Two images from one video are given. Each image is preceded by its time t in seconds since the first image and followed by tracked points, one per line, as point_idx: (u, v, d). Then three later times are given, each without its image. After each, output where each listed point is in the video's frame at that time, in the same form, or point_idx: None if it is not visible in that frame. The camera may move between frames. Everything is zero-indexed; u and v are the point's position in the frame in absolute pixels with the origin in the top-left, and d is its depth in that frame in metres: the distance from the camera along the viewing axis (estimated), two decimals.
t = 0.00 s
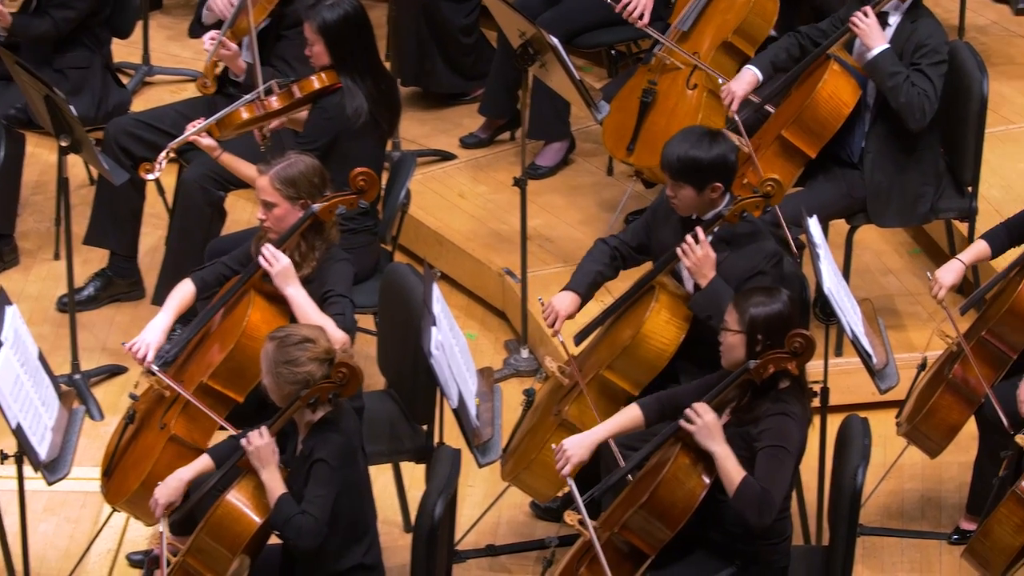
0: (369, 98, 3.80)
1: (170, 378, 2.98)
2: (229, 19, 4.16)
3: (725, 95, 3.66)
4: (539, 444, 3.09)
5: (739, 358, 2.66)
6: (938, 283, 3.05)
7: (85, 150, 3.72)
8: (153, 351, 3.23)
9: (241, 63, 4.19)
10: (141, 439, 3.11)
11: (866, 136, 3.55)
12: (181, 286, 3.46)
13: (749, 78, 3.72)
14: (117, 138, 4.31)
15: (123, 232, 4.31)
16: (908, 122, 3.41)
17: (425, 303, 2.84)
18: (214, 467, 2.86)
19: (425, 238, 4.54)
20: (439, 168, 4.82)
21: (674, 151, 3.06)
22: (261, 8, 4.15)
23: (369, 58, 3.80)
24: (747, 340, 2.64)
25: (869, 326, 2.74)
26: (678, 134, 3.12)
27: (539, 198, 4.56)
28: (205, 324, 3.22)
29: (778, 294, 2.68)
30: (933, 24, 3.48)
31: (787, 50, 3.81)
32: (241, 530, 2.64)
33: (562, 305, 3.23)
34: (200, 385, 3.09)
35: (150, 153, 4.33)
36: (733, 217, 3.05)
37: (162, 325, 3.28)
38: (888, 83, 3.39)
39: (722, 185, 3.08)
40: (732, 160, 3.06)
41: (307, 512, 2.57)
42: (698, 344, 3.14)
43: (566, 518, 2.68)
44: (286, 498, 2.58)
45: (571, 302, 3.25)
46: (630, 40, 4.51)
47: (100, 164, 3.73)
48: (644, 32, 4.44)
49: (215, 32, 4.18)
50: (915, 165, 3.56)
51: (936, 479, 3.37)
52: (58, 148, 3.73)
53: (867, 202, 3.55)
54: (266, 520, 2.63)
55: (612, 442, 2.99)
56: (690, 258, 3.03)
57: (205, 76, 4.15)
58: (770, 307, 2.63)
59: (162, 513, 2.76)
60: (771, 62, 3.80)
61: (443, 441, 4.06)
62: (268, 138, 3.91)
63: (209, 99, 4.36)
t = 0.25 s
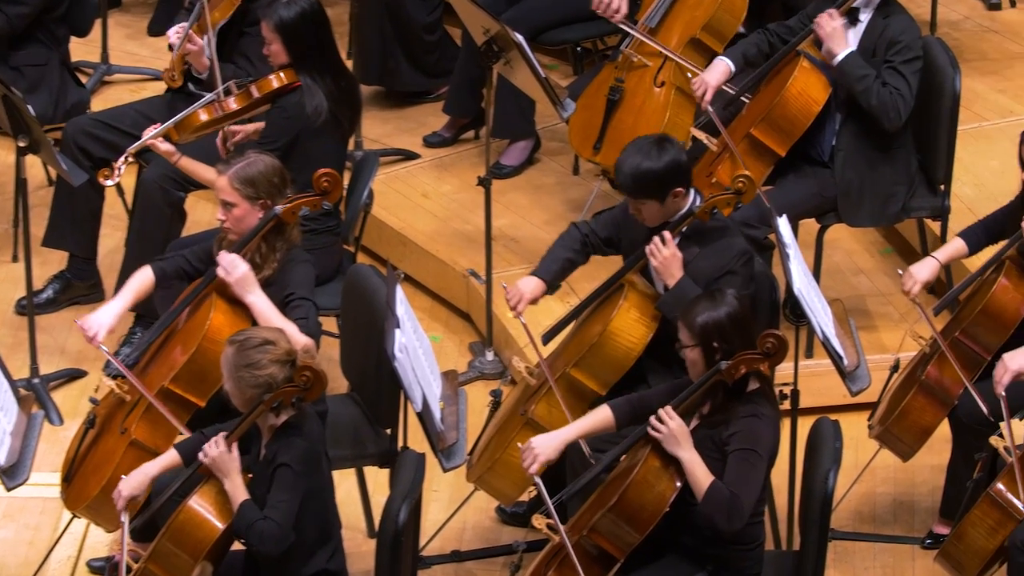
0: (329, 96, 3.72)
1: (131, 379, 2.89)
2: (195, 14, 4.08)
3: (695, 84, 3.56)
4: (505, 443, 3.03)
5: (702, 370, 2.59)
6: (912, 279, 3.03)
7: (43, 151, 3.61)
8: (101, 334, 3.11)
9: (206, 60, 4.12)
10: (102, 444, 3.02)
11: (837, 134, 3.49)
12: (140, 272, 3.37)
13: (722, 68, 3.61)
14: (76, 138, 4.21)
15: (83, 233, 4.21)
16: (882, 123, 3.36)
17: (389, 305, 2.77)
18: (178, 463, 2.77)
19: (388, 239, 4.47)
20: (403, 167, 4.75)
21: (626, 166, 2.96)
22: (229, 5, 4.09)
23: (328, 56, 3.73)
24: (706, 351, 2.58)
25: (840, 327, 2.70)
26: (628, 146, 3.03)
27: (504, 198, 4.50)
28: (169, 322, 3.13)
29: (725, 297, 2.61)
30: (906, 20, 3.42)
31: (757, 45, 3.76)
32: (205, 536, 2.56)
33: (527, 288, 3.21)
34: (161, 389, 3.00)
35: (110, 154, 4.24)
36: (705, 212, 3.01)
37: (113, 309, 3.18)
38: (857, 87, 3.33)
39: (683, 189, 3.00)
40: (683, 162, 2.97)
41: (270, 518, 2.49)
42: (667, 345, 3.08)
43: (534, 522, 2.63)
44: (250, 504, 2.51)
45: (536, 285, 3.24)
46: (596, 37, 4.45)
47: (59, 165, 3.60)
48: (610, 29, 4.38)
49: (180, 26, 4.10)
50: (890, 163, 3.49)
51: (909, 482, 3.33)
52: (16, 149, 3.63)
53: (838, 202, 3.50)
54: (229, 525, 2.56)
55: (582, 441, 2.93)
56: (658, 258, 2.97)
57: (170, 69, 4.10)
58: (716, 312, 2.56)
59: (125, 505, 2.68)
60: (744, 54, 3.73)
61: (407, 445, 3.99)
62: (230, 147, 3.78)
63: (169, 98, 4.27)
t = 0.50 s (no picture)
0: (289, 96, 3.66)
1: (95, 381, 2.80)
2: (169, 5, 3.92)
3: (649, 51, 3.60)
4: (473, 444, 2.98)
5: (671, 372, 2.54)
6: (868, 246, 3.10)
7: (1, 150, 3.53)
8: (32, 285, 3.15)
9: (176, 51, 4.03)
10: (65, 446, 2.92)
11: (806, 133, 3.46)
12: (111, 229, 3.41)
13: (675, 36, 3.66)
14: (36, 139, 4.14)
15: (43, 235, 4.12)
16: (853, 121, 3.34)
17: (353, 308, 2.72)
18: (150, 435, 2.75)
19: (353, 240, 4.41)
20: (367, 168, 4.69)
21: (585, 170, 2.89)
22: None
23: (287, 55, 3.67)
24: (674, 353, 2.51)
25: (810, 328, 2.67)
26: (583, 153, 2.94)
27: (470, 199, 4.45)
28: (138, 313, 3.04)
29: (692, 297, 2.55)
30: (874, 17, 3.40)
31: (725, 19, 3.71)
32: (167, 541, 2.50)
33: (476, 249, 3.18)
34: (123, 391, 2.94)
35: (70, 153, 4.16)
36: (671, 209, 2.98)
37: (52, 258, 3.21)
38: (826, 86, 3.30)
39: (645, 191, 2.93)
40: (643, 163, 2.90)
41: (234, 528, 2.43)
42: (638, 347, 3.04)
43: (501, 526, 2.58)
44: (214, 511, 2.45)
45: (486, 248, 3.20)
46: (562, 35, 4.41)
47: (18, 165, 3.55)
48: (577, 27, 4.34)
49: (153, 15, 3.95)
50: (861, 163, 3.47)
51: (882, 486, 3.31)
52: None
53: (808, 202, 3.46)
54: (193, 529, 2.49)
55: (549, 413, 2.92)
56: (602, 273, 2.92)
57: (140, 59, 3.94)
58: (683, 313, 2.50)
59: (91, 470, 2.69)
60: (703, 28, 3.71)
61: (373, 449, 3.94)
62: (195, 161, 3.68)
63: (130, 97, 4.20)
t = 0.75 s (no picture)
0: (252, 95, 3.60)
1: (57, 383, 2.73)
2: None
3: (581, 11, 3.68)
4: (440, 448, 2.93)
5: (645, 367, 2.50)
6: (830, 217, 3.16)
7: None
8: None
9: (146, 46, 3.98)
10: (30, 450, 2.83)
11: (778, 132, 3.44)
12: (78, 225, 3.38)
13: None
14: None
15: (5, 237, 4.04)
16: (826, 121, 3.31)
17: (320, 309, 2.66)
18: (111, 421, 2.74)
19: (319, 242, 4.35)
20: (333, 168, 4.63)
21: (566, 152, 2.89)
22: None
23: (250, 54, 3.61)
24: (652, 348, 2.48)
25: (784, 330, 2.64)
26: (566, 135, 2.96)
27: (438, 199, 4.40)
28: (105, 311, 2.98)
29: (675, 294, 2.51)
30: (848, 15, 3.38)
31: None
32: (132, 546, 2.43)
33: (418, 241, 3.15)
34: (86, 394, 2.87)
35: (33, 153, 4.09)
36: (638, 208, 2.96)
37: (6, 246, 3.21)
38: (798, 86, 3.28)
39: (621, 181, 2.93)
40: (627, 154, 2.92)
41: (198, 537, 2.39)
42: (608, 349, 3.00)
43: (469, 529, 2.54)
44: (175, 522, 2.40)
45: (427, 242, 3.17)
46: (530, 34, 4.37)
47: None
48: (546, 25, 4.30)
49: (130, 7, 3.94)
50: (835, 163, 3.45)
51: (856, 489, 3.29)
52: None
53: (781, 202, 3.43)
54: (158, 534, 2.43)
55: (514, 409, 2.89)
56: (568, 275, 2.89)
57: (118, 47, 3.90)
58: (666, 309, 2.46)
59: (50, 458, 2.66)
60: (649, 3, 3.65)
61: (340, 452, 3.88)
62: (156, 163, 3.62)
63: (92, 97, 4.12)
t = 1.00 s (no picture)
0: (212, 93, 3.53)
1: (16, 387, 2.66)
2: None
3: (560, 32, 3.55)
4: (405, 456, 2.87)
5: (614, 365, 2.45)
6: (804, 243, 3.10)
7: None
8: None
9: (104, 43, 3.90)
10: None
11: (748, 129, 3.40)
12: (32, 236, 3.27)
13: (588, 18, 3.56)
14: None
15: None
16: (795, 118, 3.28)
17: (282, 311, 2.60)
18: (64, 442, 2.64)
19: (282, 243, 4.28)
20: (297, 168, 4.56)
21: (543, 142, 2.87)
22: None
23: (209, 51, 3.54)
24: (621, 347, 2.43)
25: (754, 331, 2.60)
26: (545, 129, 2.94)
27: (402, 199, 4.34)
28: (64, 315, 2.90)
29: (655, 295, 2.47)
30: (818, 12, 3.34)
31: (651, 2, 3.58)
32: (95, 552, 2.37)
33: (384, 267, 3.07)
34: (47, 398, 2.80)
35: None
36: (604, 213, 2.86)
37: None
38: (768, 81, 3.24)
39: (593, 181, 2.90)
40: (606, 156, 2.90)
41: (163, 543, 2.32)
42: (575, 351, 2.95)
43: (434, 535, 2.49)
44: (141, 529, 2.33)
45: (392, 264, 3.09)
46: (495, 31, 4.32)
47: None
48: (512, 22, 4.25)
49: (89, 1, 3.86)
50: (804, 161, 3.42)
51: (828, 492, 3.26)
52: None
53: (752, 198, 3.40)
54: (121, 540, 2.37)
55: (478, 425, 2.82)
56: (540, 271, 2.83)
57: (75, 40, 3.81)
58: (643, 308, 2.42)
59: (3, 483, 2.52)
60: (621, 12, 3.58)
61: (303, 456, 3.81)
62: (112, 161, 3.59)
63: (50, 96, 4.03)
